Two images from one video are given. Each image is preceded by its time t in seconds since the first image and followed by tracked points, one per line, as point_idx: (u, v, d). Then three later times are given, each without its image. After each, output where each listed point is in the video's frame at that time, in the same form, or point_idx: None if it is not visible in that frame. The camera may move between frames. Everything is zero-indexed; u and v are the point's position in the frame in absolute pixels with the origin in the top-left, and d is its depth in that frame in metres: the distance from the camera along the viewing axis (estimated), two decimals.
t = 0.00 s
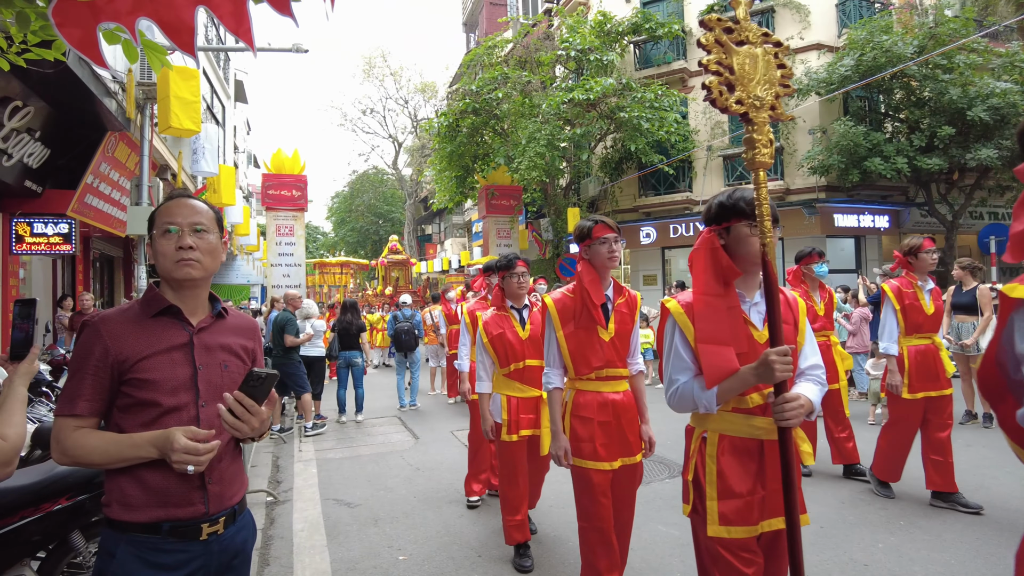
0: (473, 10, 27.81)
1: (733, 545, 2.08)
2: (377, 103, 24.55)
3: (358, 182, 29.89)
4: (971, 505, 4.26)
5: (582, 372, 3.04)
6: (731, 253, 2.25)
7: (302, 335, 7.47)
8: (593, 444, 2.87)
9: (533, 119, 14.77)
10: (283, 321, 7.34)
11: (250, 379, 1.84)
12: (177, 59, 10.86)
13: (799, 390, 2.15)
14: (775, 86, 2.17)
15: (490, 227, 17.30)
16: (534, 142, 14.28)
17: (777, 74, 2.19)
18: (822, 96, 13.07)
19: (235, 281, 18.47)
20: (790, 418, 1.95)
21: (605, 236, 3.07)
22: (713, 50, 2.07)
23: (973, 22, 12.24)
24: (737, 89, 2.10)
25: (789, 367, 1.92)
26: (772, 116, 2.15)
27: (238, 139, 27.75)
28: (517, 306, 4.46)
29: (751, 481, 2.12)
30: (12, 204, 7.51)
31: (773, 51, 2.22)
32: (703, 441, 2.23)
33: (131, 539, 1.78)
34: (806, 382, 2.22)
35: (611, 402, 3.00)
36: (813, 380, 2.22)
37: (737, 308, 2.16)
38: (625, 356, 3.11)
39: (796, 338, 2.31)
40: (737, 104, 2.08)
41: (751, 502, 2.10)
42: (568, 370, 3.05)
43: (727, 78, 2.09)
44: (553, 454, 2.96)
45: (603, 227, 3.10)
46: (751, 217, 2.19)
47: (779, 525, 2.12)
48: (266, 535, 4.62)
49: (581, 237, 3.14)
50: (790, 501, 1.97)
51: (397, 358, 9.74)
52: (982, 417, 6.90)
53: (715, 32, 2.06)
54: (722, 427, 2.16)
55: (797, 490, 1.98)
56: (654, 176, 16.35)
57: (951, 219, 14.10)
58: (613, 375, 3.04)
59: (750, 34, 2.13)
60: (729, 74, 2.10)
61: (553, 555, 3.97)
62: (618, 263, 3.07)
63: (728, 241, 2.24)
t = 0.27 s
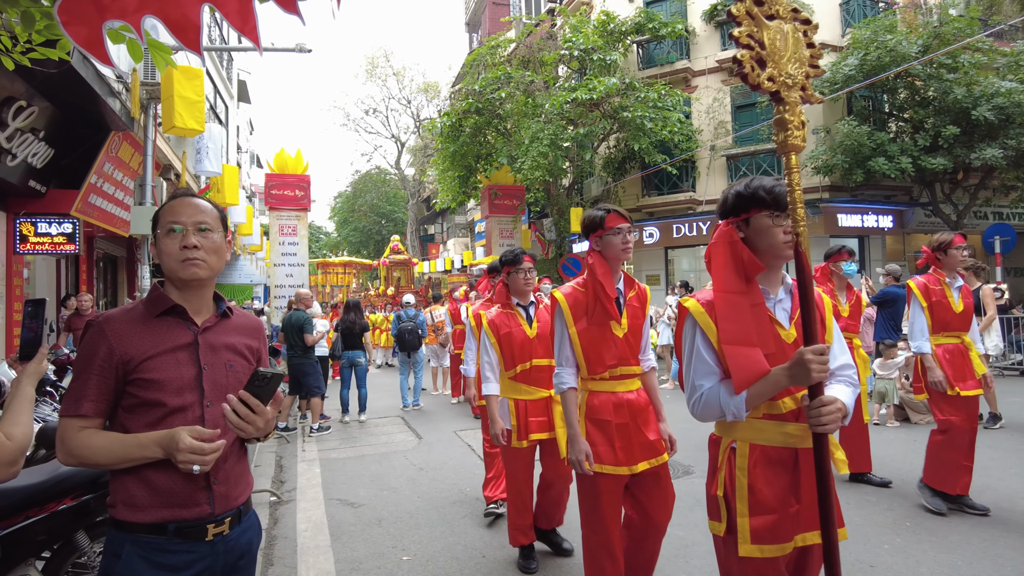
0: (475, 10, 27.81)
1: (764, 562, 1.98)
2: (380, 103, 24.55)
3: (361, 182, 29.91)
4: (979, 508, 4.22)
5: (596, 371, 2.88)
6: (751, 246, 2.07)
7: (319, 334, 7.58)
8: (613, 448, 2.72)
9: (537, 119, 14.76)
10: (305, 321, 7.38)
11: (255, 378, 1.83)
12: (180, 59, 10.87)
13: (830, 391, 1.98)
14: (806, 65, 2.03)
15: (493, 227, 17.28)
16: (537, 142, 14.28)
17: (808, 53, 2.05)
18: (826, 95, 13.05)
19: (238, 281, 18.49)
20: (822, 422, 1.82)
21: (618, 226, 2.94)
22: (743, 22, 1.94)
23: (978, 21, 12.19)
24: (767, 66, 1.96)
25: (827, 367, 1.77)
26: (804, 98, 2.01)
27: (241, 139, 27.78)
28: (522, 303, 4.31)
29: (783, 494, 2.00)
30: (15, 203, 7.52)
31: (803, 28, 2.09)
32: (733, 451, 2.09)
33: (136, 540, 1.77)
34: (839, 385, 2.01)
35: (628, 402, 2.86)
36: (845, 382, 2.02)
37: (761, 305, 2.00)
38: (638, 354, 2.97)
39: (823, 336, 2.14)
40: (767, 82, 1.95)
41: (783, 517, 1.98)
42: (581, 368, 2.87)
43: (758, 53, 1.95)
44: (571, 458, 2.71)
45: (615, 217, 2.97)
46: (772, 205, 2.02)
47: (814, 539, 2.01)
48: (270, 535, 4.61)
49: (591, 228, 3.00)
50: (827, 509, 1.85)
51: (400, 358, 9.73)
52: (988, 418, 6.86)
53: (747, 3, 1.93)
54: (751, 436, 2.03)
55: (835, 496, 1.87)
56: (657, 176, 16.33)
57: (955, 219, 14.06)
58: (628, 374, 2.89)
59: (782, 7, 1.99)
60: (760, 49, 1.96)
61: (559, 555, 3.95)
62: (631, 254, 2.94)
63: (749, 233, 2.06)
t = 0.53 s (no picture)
0: (477, 10, 27.83)
1: None
2: (382, 103, 24.55)
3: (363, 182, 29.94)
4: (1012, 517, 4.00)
5: (612, 374, 2.79)
6: (770, 241, 1.96)
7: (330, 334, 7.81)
8: (630, 453, 2.65)
9: (539, 119, 14.74)
10: (321, 320, 7.63)
11: (256, 378, 1.82)
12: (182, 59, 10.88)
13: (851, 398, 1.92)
14: (832, 49, 1.97)
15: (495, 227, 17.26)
16: (539, 142, 14.26)
17: (833, 36, 1.99)
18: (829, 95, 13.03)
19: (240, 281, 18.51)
20: (842, 435, 1.74)
21: (637, 222, 2.84)
22: None
23: (982, 20, 12.14)
24: (795, 47, 1.90)
25: (853, 374, 1.67)
26: (830, 82, 1.95)
27: (244, 139, 27.81)
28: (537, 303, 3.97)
29: (806, 509, 1.88)
30: (18, 204, 7.53)
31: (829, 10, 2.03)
32: (751, 462, 1.98)
33: (138, 540, 1.76)
34: (860, 392, 1.96)
35: (644, 405, 2.78)
36: (866, 388, 1.97)
37: (779, 306, 1.86)
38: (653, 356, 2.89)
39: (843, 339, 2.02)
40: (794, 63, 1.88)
41: (806, 534, 1.86)
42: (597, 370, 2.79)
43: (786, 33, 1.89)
44: (590, 464, 2.64)
45: (634, 212, 2.87)
46: (794, 198, 1.90)
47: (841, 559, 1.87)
48: (272, 535, 4.62)
49: (608, 224, 2.90)
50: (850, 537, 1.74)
51: (402, 358, 9.72)
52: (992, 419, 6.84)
53: None
54: (768, 446, 1.92)
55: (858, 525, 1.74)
56: (659, 176, 16.30)
57: (958, 219, 14.01)
58: (644, 377, 2.82)
59: None
60: (787, 28, 1.90)
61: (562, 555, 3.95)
62: (650, 252, 2.85)
63: (768, 227, 1.95)
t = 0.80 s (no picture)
0: (479, 10, 27.87)
1: None
2: (384, 103, 24.59)
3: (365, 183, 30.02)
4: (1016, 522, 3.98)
5: (633, 381, 2.68)
6: (790, 238, 1.92)
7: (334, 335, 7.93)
8: (648, 466, 2.55)
9: (540, 119, 14.75)
10: (328, 320, 7.78)
11: (252, 378, 1.83)
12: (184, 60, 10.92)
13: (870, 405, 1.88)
14: (861, 34, 1.84)
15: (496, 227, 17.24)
16: (540, 142, 14.27)
17: (862, 20, 1.86)
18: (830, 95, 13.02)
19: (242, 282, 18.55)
20: (860, 445, 1.67)
21: (665, 222, 2.76)
22: None
23: (983, 20, 12.11)
24: (822, 31, 1.77)
25: (873, 385, 1.60)
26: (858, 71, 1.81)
27: (246, 139, 27.84)
28: (562, 301, 3.77)
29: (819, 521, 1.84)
30: (20, 204, 7.56)
31: None
32: (761, 470, 1.96)
33: (136, 540, 1.77)
34: (879, 398, 1.92)
35: (666, 414, 2.65)
36: (885, 394, 1.93)
37: (797, 306, 1.83)
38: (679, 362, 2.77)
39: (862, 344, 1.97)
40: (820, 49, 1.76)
41: (817, 545, 1.83)
42: (617, 377, 2.69)
43: (811, 16, 1.77)
44: (603, 473, 2.58)
45: (662, 211, 2.79)
46: (819, 192, 1.85)
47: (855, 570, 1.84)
48: (273, 536, 4.62)
49: (634, 224, 2.83)
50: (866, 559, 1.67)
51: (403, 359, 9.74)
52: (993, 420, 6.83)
53: None
54: (781, 455, 1.89)
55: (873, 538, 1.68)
56: (660, 176, 16.28)
57: (960, 218, 13.98)
58: (667, 384, 2.69)
59: None
60: (813, 12, 1.78)
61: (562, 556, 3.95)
62: (678, 254, 2.80)
63: (788, 223, 1.91)
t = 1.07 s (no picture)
0: (481, 11, 27.91)
1: None
2: (386, 104, 24.63)
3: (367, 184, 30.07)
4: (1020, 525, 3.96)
5: (661, 380, 2.60)
6: (820, 238, 1.82)
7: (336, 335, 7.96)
8: (677, 469, 2.47)
9: (541, 120, 14.75)
10: (331, 320, 7.80)
11: (249, 378, 1.83)
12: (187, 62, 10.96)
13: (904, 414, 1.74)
14: (897, 20, 1.75)
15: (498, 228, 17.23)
16: (542, 142, 14.27)
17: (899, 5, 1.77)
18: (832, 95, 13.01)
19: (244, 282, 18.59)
20: (892, 455, 1.57)
21: (699, 215, 2.66)
22: None
23: (986, 19, 12.07)
24: (855, 17, 1.69)
25: (906, 393, 1.50)
26: (893, 60, 1.73)
27: (248, 140, 27.91)
28: (578, 300, 3.48)
29: (849, 532, 1.76)
30: (23, 206, 7.60)
31: None
32: (787, 478, 1.89)
33: (135, 539, 1.78)
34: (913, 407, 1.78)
35: (697, 417, 2.55)
36: (921, 404, 1.79)
37: (827, 308, 1.72)
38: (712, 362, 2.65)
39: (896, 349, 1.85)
40: (853, 37, 1.68)
41: (849, 557, 1.76)
42: (645, 374, 2.62)
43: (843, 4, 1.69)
44: (630, 474, 2.52)
45: (697, 204, 2.70)
46: (851, 191, 1.76)
47: None
48: (274, 536, 4.63)
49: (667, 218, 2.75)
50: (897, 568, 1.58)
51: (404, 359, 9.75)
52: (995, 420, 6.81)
53: None
54: (807, 463, 1.81)
55: (908, 551, 1.59)
56: (662, 176, 16.28)
57: (963, 218, 13.94)
58: (696, 386, 2.58)
59: None
60: None
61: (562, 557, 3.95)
62: (712, 250, 2.69)
63: (818, 222, 1.81)
